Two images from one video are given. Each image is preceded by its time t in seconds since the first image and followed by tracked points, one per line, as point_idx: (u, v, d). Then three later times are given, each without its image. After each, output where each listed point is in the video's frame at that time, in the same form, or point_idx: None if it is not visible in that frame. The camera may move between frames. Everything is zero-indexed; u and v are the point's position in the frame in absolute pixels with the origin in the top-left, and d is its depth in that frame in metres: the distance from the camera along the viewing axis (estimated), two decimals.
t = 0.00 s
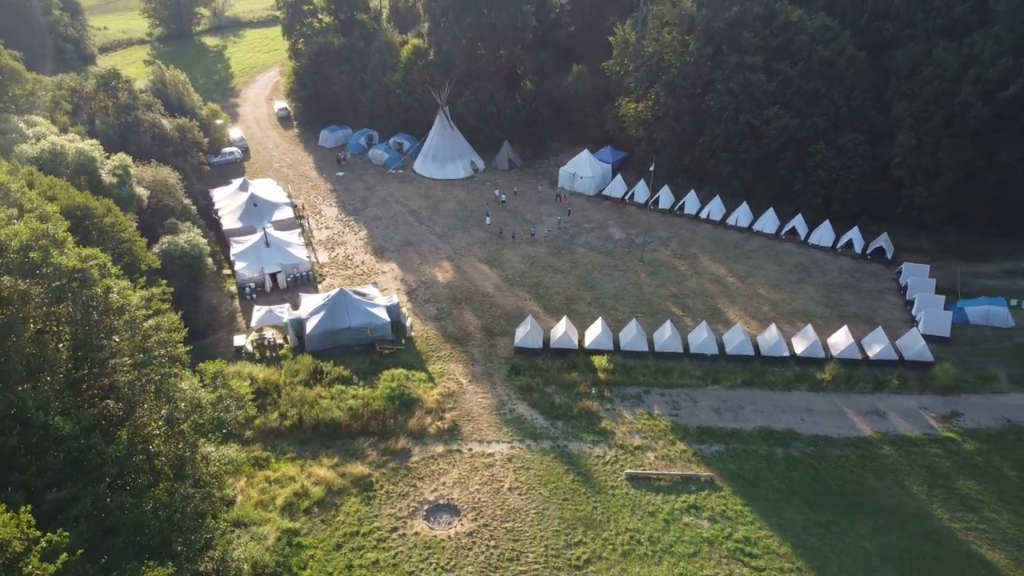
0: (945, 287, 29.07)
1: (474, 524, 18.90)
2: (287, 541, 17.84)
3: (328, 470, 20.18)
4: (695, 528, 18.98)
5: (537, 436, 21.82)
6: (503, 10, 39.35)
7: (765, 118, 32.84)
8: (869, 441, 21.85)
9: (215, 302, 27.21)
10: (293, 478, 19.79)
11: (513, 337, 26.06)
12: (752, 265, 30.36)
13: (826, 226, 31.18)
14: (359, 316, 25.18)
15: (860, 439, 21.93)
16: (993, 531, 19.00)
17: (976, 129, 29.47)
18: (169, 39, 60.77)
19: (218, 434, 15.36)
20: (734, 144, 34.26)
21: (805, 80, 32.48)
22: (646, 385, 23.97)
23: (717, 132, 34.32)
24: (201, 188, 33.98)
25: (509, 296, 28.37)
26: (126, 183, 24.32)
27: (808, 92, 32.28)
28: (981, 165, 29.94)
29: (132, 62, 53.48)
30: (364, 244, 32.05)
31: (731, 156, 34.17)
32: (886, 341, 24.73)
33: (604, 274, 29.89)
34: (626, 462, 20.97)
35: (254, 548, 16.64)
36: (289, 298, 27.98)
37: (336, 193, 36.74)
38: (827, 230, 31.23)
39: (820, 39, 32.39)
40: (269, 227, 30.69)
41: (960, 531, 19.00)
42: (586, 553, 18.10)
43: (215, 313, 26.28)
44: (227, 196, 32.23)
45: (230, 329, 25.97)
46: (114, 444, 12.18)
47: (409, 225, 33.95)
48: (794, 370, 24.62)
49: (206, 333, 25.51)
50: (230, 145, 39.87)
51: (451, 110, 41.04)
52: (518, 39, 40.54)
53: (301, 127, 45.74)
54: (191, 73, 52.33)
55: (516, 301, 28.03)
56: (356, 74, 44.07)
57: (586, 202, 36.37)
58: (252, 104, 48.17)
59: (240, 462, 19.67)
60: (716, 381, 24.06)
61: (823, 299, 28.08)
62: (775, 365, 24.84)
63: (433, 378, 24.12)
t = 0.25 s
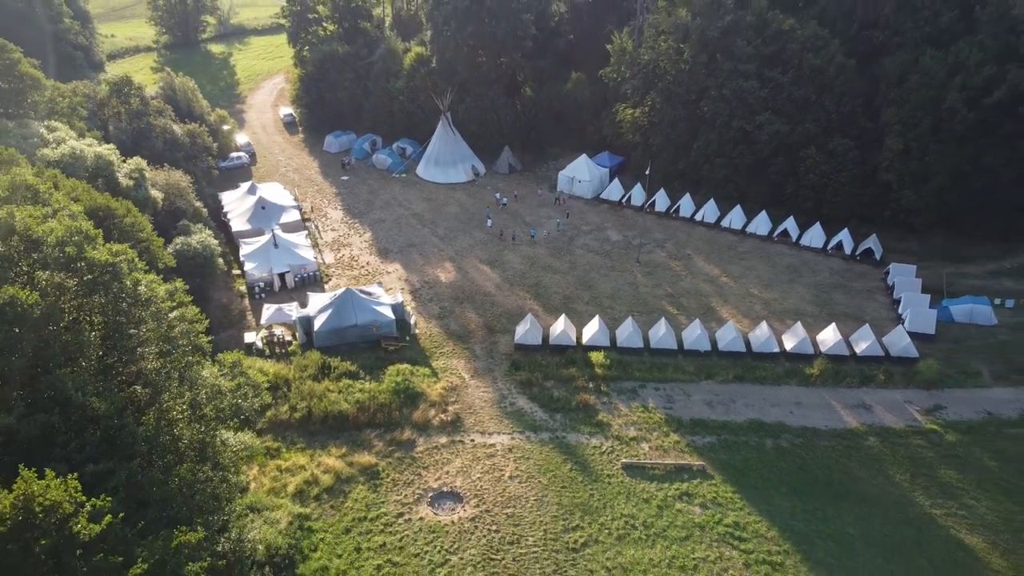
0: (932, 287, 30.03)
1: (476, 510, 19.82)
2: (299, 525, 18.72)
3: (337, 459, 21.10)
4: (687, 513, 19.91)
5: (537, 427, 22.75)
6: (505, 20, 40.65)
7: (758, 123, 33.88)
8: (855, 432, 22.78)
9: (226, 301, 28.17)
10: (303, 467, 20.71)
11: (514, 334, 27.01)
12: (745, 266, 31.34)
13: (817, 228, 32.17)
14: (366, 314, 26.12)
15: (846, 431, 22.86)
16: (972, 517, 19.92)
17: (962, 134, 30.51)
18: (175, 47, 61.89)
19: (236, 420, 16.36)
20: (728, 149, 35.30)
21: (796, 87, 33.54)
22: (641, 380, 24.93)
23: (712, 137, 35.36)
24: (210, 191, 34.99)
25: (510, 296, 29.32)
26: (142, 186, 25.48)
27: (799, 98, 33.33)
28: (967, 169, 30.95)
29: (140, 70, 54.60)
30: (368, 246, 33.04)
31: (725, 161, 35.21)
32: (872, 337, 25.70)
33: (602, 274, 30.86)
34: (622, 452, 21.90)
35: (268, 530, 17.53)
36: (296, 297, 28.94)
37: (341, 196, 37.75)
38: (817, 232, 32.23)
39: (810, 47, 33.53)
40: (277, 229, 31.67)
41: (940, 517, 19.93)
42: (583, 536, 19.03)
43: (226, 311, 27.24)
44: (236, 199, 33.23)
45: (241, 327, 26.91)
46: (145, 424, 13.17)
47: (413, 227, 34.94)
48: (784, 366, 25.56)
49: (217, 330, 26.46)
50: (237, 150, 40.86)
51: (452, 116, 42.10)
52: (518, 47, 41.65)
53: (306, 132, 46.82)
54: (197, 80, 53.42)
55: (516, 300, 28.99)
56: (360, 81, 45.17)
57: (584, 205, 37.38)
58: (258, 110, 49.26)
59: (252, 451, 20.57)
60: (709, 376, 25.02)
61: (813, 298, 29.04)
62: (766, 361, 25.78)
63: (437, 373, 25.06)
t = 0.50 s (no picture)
0: (917, 286, 31.15)
1: (479, 495, 20.87)
2: (311, 508, 19.74)
3: (346, 448, 22.15)
4: (679, 498, 20.97)
5: (536, 418, 23.83)
6: (505, 30, 41.85)
7: (750, 129, 35.08)
8: (840, 423, 23.87)
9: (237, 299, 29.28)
10: (314, 455, 21.75)
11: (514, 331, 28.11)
12: (737, 266, 32.47)
13: (807, 230, 33.32)
14: (372, 311, 27.23)
15: (832, 422, 23.95)
16: (950, 501, 20.99)
17: (946, 139, 31.70)
18: (182, 55, 63.20)
19: (253, 406, 17.49)
20: (721, 153, 36.49)
21: (787, 93, 34.75)
22: (636, 374, 26.05)
23: (705, 142, 36.56)
24: (220, 194, 36.17)
25: (511, 294, 30.45)
26: (159, 188, 26.69)
27: (790, 105, 34.54)
28: (951, 173, 32.12)
29: (149, 76, 55.86)
30: (374, 247, 34.19)
31: (719, 165, 36.38)
32: (858, 334, 26.82)
33: (599, 274, 31.98)
34: (617, 441, 22.98)
35: (283, 511, 18.56)
36: (305, 296, 30.06)
37: (347, 199, 38.91)
38: (807, 234, 33.37)
39: (800, 55, 34.50)
40: (286, 231, 32.81)
41: (920, 502, 20.98)
42: (580, 519, 20.09)
43: (238, 308, 28.37)
44: (245, 202, 34.38)
45: (252, 324, 28.03)
46: (173, 405, 14.29)
47: (416, 229, 36.09)
48: (773, 361, 26.66)
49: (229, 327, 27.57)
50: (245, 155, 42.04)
51: (455, 122, 43.32)
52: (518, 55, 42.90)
53: (312, 138, 48.06)
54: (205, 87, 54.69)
55: (516, 299, 30.10)
56: (364, 88, 46.42)
57: (582, 208, 38.55)
58: (264, 116, 50.52)
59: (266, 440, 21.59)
60: (701, 370, 26.14)
61: (802, 296, 30.15)
62: (756, 356, 26.88)
63: (441, 367, 26.16)
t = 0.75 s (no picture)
0: (905, 286, 32.13)
1: (481, 484, 21.78)
2: (320, 496, 20.61)
3: (353, 440, 23.05)
4: (672, 487, 21.89)
5: (535, 412, 24.76)
6: (507, 38, 43.34)
7: (743, 134, 36.12)
8: (828, 417, 24.80)
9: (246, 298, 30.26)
10: (323, 446, 22.65)
11: (515, 329, 29.07)
12: (731, 267, 33.44)
13: (798, 232, 34.31)
14: (377, 310, 28.18)
15: (820, 415, 24.88)
16: (932, 490, 21.92)
17: (933, 144, 32.77)
18: (188, 62, 64.26)
19: (267, 397, 18.44)
20: (715, 158, 37.52)
21: (779, 99, 35.83)
22: (632, 369, 27.01)
23: (700, 147, 37.61)
24: (228, 197, 37.18)
25: (511, 294, 31.42)
26: (172, 191, 27.71)
27: (782, 110, 35.61)
28: (938, 176, 33.16)
29: (156, 83, 56.94)
30: (378, 249, 35.19)
31: (713, 169, 37.41)
32: (847, 331, 27.78)
33: (597, 275, 32.95)
34: (614, 433, 23.90)
35: (294, 497, 19.43)
36: (312, 296, 31.02)
37: (351, 203, 39.93)
38: (799, 235, 34.36)
39: (792, 62, 35.57)
40: (293, 232, 33.78)
41: (903, 490, 21.91)
42: (578, 507, 21.00)
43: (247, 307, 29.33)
44: (253, 205, 35.36)
45: (261, 322, 29.00)
46: (195, 390, 15.17)
47: (419, 231, 37.09)
48: (765, 358, 27.59)
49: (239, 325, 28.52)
50: (252, 159, 43.01)
51: (456, 128, 44.38)
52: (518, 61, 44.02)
53: (316, 143, 49.13)
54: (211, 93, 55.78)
55: (517, 298, 31.07)
56: (368, 94, 47.53)
57: (581, 211, 39.58)
58: (270, 122, 51.61)
59: (276, 431, 22.47)
60: (695, 366, 27.09)
61: (794, 296, 31.11)
62: (748, 353, 27.82)
63: (443, 363, 27.11)
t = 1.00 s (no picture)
0: (892, 286, 33.22)
1: (483, 472, 22.83)
2: (330, 484, 21.61)
3: (361, 431, 24.09)
4: (666, 475, 22.96)
5: (535, 405, 25.83)
6: (506, 45, 44.47)
7: (736, 139, 37.33)
8: (816, 410, 25.88)
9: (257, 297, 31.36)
10: (332, 437, 23.67)
11: (515, 327, 30.17)
12: (724, 267, 34.55)
13: (790, 234, 35.44)
14: (383, 308, 29.30)
15: (808, 409, 25.95)
16: (914, 478, 22.99)
17: (919, 149, 33.97)
18: (195, 69, 65.51)
19: (281, 387, 19.52)
20: (710, 162, 38.71)
21: (771, 106, 37.04)
22: (628, 365, 28.09)
23: (695, 152, 38.81)
24: (237, 201, 38.32)
25: (511, 294, 32.53)
26: (186, 194, 28.89)
27: (773, 116, 36.82)
28: (924, 180, 34.33)
29: (164, 89, 58.16)
30: (383, 250, 36.31)
31: (707, 173, 38.60)
32: (835, 328, 28.86)
33: (594, 275, 34.07)
34: (610, 425, 24.98)
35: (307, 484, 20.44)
36: (319, 295, 32.13)
37: (356, 206, 41.09)
38: (790, 237, 35.49)
39: (783, 70, 36.83)
40: (300, 234, 34.91)
41: (886, 479, 23.00)
42: (576, 494, 22.06)
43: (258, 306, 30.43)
44: (261, 209, 36.49)
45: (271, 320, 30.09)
46: (219, 377, 16.31)
47: (423, 234, 38.22)
48: (756, 354, 28.68)
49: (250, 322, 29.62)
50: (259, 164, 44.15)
51: (458, 133, 45.57)
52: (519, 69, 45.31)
53: (322, 148, 50.35)
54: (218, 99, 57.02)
55: (517, 298, 32.18)
56: (372, 100, 48.78)
57: (579, 214, 40.73)
58: (276, 128, 52.82)
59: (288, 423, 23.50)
60: (689, 362, 28.19)
61: (785, 295, 32.21)
62: (740, 350, 28.91)
63: (447, 359, 28.20)
